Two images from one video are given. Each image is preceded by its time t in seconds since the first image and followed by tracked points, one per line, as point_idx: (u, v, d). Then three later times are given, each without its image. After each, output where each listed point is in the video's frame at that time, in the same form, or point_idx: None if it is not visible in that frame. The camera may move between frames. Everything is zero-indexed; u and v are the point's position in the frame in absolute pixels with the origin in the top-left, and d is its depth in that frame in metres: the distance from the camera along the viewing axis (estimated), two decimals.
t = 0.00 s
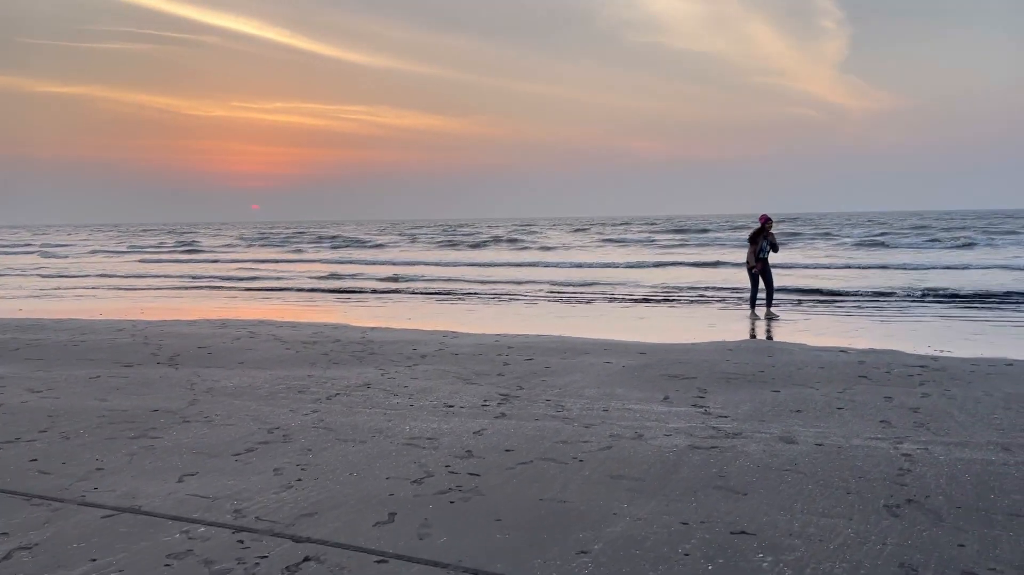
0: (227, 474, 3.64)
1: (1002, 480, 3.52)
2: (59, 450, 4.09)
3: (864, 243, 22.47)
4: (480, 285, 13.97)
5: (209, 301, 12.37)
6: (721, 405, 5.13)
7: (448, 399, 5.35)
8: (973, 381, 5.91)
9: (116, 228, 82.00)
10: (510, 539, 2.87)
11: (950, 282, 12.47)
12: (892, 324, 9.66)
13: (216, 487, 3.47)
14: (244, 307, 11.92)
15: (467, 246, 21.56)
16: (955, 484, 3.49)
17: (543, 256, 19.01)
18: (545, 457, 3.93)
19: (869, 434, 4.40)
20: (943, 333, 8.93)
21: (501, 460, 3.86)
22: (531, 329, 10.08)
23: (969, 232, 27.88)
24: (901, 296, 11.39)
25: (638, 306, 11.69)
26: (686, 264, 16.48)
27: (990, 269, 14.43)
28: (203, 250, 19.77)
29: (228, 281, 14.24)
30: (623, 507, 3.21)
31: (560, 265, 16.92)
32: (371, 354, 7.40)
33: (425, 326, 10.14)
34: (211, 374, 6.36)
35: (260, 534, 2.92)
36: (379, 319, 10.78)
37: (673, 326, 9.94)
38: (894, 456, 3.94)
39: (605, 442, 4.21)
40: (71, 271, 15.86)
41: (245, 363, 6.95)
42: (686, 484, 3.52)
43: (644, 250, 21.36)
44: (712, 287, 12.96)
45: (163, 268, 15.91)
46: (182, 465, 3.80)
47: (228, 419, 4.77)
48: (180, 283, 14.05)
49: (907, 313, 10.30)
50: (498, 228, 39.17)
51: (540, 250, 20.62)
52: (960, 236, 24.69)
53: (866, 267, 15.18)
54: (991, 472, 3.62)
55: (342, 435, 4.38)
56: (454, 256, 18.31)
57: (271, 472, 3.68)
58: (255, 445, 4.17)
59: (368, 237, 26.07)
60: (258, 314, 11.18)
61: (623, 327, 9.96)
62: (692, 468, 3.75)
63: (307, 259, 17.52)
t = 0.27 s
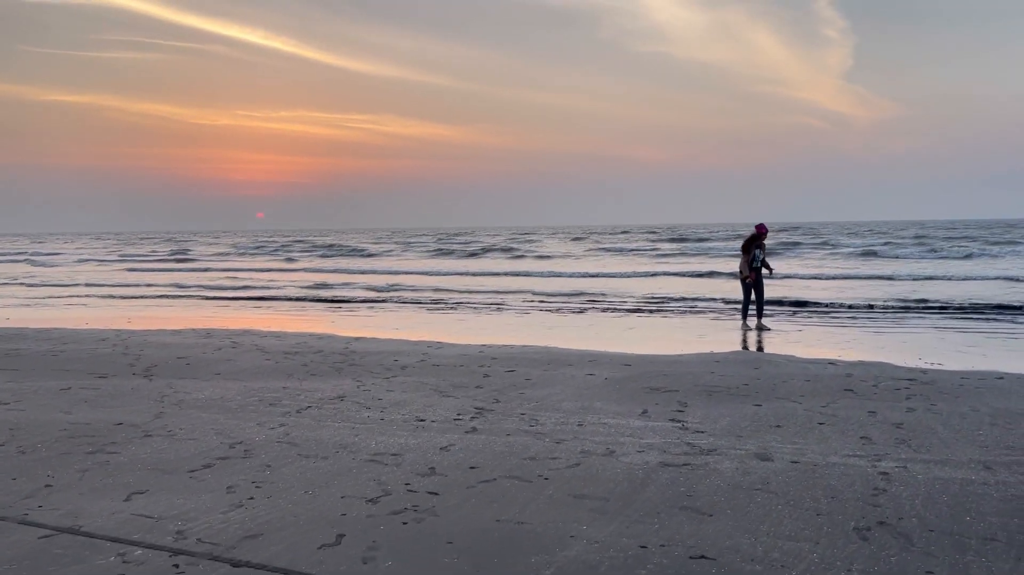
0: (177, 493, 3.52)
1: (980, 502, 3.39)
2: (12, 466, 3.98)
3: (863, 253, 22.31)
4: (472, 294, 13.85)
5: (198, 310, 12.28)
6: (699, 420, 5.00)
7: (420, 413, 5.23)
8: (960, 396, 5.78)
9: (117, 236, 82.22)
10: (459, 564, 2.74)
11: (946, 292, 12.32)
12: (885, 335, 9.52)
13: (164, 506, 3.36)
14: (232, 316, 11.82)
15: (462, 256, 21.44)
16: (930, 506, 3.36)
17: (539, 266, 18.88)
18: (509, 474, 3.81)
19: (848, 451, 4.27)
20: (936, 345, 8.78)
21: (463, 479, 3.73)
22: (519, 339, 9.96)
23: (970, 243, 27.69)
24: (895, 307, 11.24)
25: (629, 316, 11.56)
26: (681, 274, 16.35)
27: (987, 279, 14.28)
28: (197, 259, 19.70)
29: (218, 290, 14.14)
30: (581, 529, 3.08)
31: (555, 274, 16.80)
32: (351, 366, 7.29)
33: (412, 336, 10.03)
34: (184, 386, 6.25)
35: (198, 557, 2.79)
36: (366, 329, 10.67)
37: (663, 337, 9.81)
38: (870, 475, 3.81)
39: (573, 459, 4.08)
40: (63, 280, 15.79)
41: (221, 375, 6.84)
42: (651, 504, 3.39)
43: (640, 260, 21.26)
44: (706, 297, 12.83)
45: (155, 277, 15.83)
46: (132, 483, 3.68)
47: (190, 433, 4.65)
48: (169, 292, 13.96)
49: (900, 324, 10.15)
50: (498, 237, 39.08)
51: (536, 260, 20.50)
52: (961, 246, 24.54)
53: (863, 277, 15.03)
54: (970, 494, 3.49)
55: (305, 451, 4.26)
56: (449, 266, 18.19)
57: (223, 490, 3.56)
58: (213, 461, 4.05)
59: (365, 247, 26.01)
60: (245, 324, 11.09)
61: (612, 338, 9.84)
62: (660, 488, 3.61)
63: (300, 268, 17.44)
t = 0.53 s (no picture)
0: (129, 506, 3.43)
1: (954, 518, 3.27)
2: None
3: (864, 258, 22.13)
4: (466, 300, 13.75)
5: (188, 316, 12.20)
6: (677, 430, 4.89)
7: (394, 422, 5.13)
8: (949, 405, 5.64)
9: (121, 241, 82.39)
10: None
11: (944, 299, 12.17)
12: (879, 342, 9.38)
13: (112, 520, 3.26)
14: (222, 322, 11.74)
15: (460, 261, 21.33)
16: (903, 522, 3.24)
17: (536, 272, 18.76)
18: (473, 487, 3.70)
19: (825, 463, 4.15)
20: (930, 352, 8.64)
21: (425, 491, 3.63)
22: (509, 346, 9.85)
23: (973, 248, 27.46)
24: (891, 313, 11.10)
25: (623, 322, 11.45)
26: (678, 281, 16.23)
27: (987, 284, 14.11)
28: (194, 265, 19.64)
29: (211, 296, 14.07)
30: (537, 547, 2.97)
31: (552, 280, 16.69)
32: (333, 373, 7.18)
33: (401, 342, 9.93)
34: (159, 394, 6.16)
35: None
36: (355, 336, 10.58)
37: (655, 344, 9.69)
38: (845, 489, 3.69)
39: (541, 471, 3.97)
40: (57, 285, 15.73)
41: (200, 383, 6.74)
42: (614, 518, 3.28)
43: (639, 266, 21.13)
44: (701, 304, 12.71)
45: (149, 283, 15.77)
46: (85, 495, 3.58)
47: (156, 443, 4.55)
48: (162, 298, 13.89)
49: (896, 330, 10.01)
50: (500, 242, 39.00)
51: (534, 265, 20.40)
52: (963, 251, 24.34)
53: (861, 283, 14.90)
54: (945, 509, 3.37)
55: (268, 461, 4.16)
56: (445, 272, 18.10)
57: (176, 503, 3.46)
58: (172, 472, 3.96)
59: (363, 252, 25.91)
60: (235, 330, 11.00)
61: (603, 345, 9.72)
62: (626, 501, 3.50)
63: (296, 273, 17.36)
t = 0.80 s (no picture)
0: (77, 520, 3.31)
1: (930, 536, 3.14)
2: None
3: (861, 264, 21.98)
4: (458, 306, 13.63)
5: (177, 321, 12.09)
6: (655, 441, 4.77)
7: (366, 431, 5.01)
8: (936, 415, 5.51)
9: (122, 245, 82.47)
10: None
11: (939, 305, 12.04)
12: (871, 349, 9.25)
13: (57, 535, 3.14)
14: (210, 327, 11.63)
15: (456, 266, 21.22)
16: (877, 539, 3.12)
17: (531, 277, 18.64)
18: (436, 501, 3.58)
19: (803, 475, 4.02)
20: (924, 359, 8.50)
21: (385, 506, 3.51)
22: (497, 352, 9.73)
23: (972, 254, 27.32)
24: (886, 319, 10.97)
25: (614, 329, 11.32)
26: (673, 287, 16.10)
27: (983, 290, 13.98)
28: (187, 270, 19.53)
29: (202, 301, 13.96)
30: (492, 565, 2.85)
31: (546, 286, 16.57)
32: (313, 379, 7.07)
33: (389, 349, 9.81)
34: (133, 401, 6.04)
35: None
36: (343, 341, 10.46)
37: (645, 350, 9.56)
38: (820, 503, 3.57)
39: (509, 484, 3.85)
40: (47, 290, 15.63)
41: (177, 389, 6.63)
42: (577, 535, 3.17)
43: (636, 271, 21.00)
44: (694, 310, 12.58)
45: (141, 288, 15.68)
46: (35, 508, 3.47)
47: (118, 452, 4.44)
48: (153, 303, 13.79)
49: (890, 337, 9.87)
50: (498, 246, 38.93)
51: (530, 271, 20.28)
52: (962, 257, 24.19)
53: (857, 289, 14.76)
54: (921, 526, 3.25)
55: (230, 473, 4.04)
56: (440, 277, 17.99)
57: (127, 517, 3.35)
58: (129, 484, 3.84)
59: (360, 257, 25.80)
60: (222, 335, 10.89)
61: (592, 352, 9.60)
62: (592, 517, 3.39)
63: (288, 278, 17.25)
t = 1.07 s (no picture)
0: (22, 531, 3.19)
1: (906, 548, 3.02)
2: None
3: (858, 267, 21.85)
4: (450, 309, 13.50)
5: (165, 325, 11.99)
6: (632, 447, 4.64)
7: (338, 438, 4.89)
8: (924, 420, 5.38)
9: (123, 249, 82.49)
10: None
11: (935, 309, 11.90)
12: (864, 352, 9.11)
13: None
14: (198, 331, 11.52)
15: (452, 270, 21.10)
16: (851, 552, 2.99)
17: (526, 281, 18.52)
18: (397, 511, 3.46)
19: (781, 483, 3.90)
20: (916, 363, 8.37)
21: (345, 516, 3.39)
22: (485, 356, 9.60)
23: (970, 257, 27.18)
24: (880, 323, 10.83)
25: (606, 332, 11.19)
26: (667, 290, 15.97)
27: (980, 293, 13.84)
28: (181, 274, 19.43)
29: (192, 305, 13.85)
30: None
31: (541, 289, 16.45)
32: (293, 384, 6.95)
33: (376, 353, 9.69)
34: (105, 406, 5.92)
35: None
36: (331, 346, 10.35)
37: (635, 355, 9.43)
38: (796, 513, 3.45)
39: (475, 493, 3.73)
40: (38, 294, 15.52)
41: (153, 395, 6.51)
42: (539, 547, 3.04)
43: (632, 275, 20.88)
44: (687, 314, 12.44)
45: (131, 292, 15.57)
46: None
47: (80, 459, 4.32)
48: (142, 307, 13.68)
49: (883, 340, 9.73)
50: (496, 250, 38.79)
51: (525, 274, 20.16)
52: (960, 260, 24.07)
53: (852, 292, 14.63)
54: (898, 537, 3.12)
55: (191, 481, 3.92)
56: (434, 281, 17.88)
57: (75, 528, 3.23)
58: (85, 493, 3.72)
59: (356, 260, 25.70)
60: (209, 340, 10.78)
61: (582, 356, 9.47)
62: (556, 527, 3.26)
63: (281, 282, 17.15)
